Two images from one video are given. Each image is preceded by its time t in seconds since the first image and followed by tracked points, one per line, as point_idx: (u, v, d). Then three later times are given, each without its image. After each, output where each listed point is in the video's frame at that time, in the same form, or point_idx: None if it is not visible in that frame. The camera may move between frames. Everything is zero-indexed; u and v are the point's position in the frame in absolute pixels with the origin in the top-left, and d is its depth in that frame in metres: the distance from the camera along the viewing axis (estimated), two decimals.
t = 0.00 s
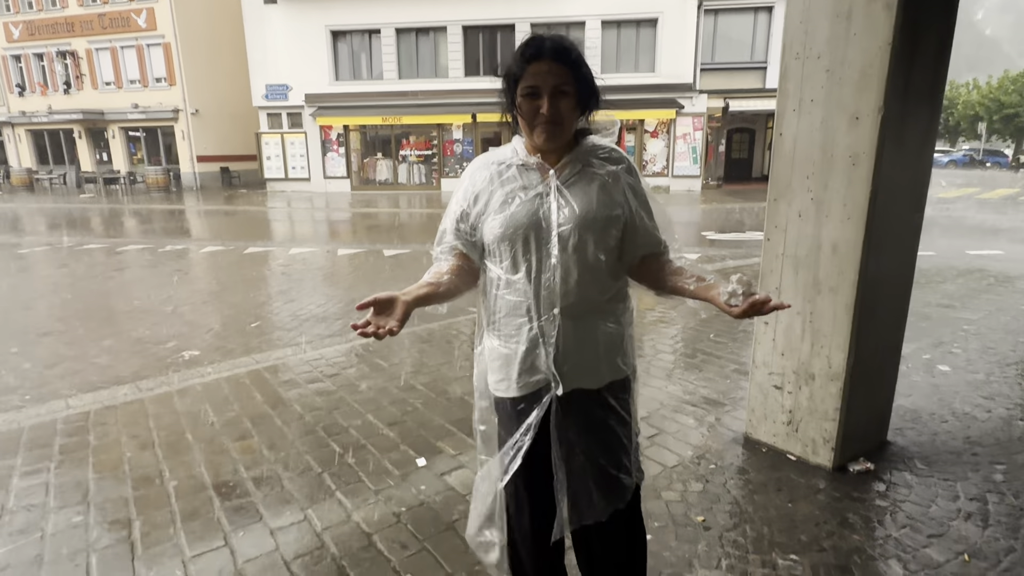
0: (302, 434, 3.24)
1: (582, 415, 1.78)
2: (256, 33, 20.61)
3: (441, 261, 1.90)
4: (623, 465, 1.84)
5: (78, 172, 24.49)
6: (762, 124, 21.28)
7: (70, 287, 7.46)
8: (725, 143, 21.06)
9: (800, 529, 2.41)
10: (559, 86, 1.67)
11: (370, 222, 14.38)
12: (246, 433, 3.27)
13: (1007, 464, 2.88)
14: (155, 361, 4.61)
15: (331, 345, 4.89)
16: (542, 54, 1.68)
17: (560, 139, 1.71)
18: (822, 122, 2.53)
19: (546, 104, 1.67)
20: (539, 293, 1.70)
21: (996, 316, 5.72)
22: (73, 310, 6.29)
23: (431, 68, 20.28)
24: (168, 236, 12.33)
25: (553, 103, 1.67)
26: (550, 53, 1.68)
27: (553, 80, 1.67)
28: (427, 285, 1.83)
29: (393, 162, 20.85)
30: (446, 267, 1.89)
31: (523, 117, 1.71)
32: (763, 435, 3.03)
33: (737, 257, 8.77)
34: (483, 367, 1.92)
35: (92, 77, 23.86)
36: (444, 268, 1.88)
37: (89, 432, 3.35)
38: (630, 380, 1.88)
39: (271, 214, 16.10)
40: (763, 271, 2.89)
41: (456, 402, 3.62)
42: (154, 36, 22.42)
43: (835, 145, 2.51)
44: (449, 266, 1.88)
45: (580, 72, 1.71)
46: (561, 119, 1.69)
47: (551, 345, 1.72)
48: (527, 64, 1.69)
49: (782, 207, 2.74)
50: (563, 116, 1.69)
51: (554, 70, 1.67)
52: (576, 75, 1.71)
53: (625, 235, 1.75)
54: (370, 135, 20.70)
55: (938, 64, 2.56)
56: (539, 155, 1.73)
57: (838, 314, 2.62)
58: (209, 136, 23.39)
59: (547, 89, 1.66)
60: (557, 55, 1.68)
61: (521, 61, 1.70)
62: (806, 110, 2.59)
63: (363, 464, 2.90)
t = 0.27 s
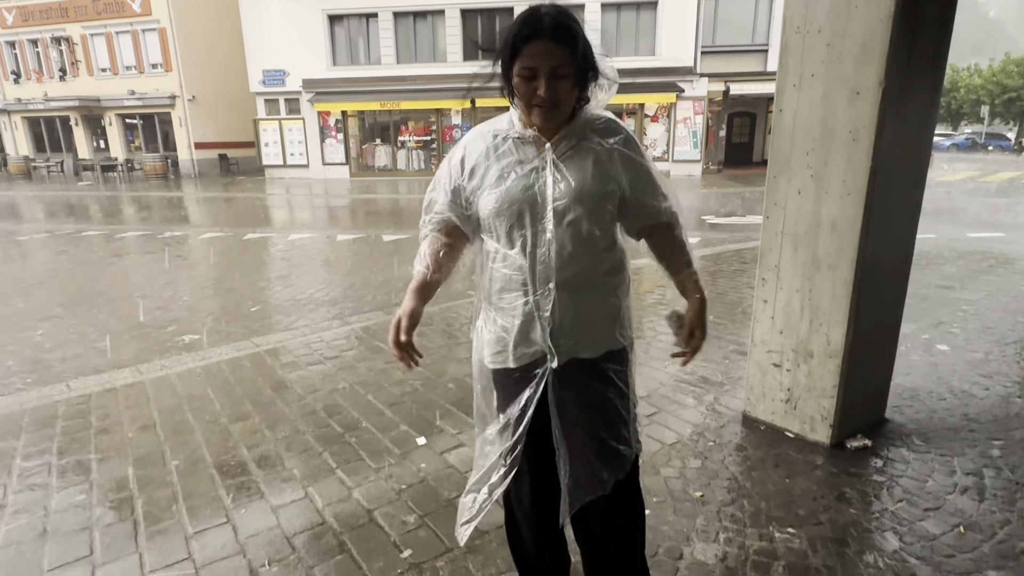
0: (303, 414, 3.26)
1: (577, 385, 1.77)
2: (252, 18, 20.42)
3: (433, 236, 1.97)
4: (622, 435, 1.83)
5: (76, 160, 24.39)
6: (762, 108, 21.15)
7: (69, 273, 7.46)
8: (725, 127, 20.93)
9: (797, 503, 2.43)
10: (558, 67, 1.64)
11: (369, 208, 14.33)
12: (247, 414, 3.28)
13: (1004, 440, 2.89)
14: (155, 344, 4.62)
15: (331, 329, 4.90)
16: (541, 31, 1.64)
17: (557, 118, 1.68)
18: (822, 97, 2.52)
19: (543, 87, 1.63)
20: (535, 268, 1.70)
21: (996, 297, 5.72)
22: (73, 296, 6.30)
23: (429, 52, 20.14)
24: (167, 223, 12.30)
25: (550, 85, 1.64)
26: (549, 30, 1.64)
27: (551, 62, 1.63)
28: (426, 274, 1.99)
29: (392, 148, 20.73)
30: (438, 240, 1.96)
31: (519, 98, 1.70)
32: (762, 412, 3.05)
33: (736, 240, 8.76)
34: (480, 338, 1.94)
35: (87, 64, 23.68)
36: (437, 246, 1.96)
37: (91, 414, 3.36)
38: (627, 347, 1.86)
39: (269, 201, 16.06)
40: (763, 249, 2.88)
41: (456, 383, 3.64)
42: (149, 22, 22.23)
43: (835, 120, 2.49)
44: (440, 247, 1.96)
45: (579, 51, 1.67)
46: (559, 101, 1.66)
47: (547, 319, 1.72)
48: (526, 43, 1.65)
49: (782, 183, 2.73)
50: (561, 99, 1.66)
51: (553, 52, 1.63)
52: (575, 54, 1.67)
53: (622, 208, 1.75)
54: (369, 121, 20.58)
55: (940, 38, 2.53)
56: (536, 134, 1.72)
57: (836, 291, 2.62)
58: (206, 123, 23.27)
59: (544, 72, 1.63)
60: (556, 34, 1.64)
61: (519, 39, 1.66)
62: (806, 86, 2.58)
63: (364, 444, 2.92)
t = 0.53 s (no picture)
0: (302, 406, 3.26)
1: (575, 371, 1.77)
2: (249, 14, 20.35)
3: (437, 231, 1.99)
4: (625, 418, 1.83)
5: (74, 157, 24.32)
6: (761, 102, 21.11)
7: (67, 270, 7.45)
8: (724, 121, 20.90)
9: (796, 491, 2.43)
10: (558, 68, 1.61)
11: (368, 204, 14.31)
12: (246, 407, 3.28)
13: (1003, 428, 2.90)
14: (154, 339, 4.62)
15: (330, 323, 4.90)
16: (540, 31, 1.61)
17: (557, 117, 1.67)
18: (821, 85, 2.51)
19: (542, 90, 1.61)
20: (535, 262, 1.71)
21: (994, 287, 5.72)
22: (71, 292, 6.29)
23: (427, 48, 20.08)
24: (165, 220, 12.28)
25: (551, 86, 1.62)
26: (547, 30, 1.61)
27: (551, 65, 1.61)
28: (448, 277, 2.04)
29: (391, 144, 20.70)
30: (443, 234, 1.98)
31: (517, 94, 1.67)
32: (761, 402, 3.05)
33: (736, 233, 8.75)
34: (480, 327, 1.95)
35: (84, 61, 23.60)
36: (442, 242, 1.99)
37: (89, 408, 3.36)
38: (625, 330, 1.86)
39: (268, 197, 16.03)
40: (761, 239, 2.88)
41: (454, 375, 3.64)
42: (146, 18, 22.16)
43: (833, 109, 2.48)
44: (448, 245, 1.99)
45: (579, 49, 1.64)
46: (559, 101, 1.64)
47: (547, 311, 1.73)
48: (524, 43, 1.62)
49: (780, 172, 2.73)
50: (561, 100, 1.64)
51: (552, 53, 1.61)
52: (574, 53, 1.64)
53: (622, 200, 1.75)
54: (367, 117, 20.53)
55: (939, 26, 2.52)
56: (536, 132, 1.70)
57: (835, 280, 2.62)
58: (204, 119, 23.22)
59: (544, 74, 1.61)
60: (555, 34, 1.60)
61: (517, 40, 1.62)
62: (805, 74, 2.57)
63: (363, 435, 2.92)
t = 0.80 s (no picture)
0: (300, 413, 3.26)
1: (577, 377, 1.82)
2: (247, 21, 20.41)
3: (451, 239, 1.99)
4: (617, 418, 1.90)
5: (71, 165, 24.32)
6: (758, 107, 21.19)
7: (65, 277, 7.44)
8: (721, 127, 20.96)
9: (795, 495, 2.43)
10: (559, 75, 1.64)
11: (366, 210, 14.32)
12: (244, 414, 3.28)
13: (1000, 432, 2.90)
14: (151, 346, 4.61)
15: (329, 329, 4.90)
16: (541, 37, 1.64)
17: (559, 122, 1.70)
18: (816, 90, 2.52)
19: (543, 96, 1.65)
20: (540, 264, 1.74)
21: (991, 291, 5.75)
22: (69, 299, 6.27)
23: (424, 54, 20.13)
24: (164, 226, 12.28)
25: (551, 92, 1.65)
26: (549, 36, 1.64)
27: (553, 70, 1.64)
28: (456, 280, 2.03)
29: (388, 151, 20.75)
30: (456, 242, 1.98)
31: (520, 102, 1.70)
32: (759, 406, 3.05)
33: (733, 238, 8.77)
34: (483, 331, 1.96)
35: (82, 68, 23.64)
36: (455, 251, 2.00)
37: (87, 415, 3.35)
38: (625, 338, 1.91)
39: (266, 203, 16.03)
40: (758, 243, 2.89)
41: (452, 381, 3.64)
42: (144, 25, 22.23)
43: (829, 114, 2.50)
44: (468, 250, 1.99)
45: (580, 55, 1.67)
46: (561, 106, 1.67)
47: (551, 314, 1.75)
48: (527, 52, 1.65)
49: (776, 177, 2.74)
50: (562, 105, 1.67)
51: (553, 59, 1.64)
52: (576, 57, 1.67)
53: (626, 202, 1.77)
54: (365, 124, 20.59)
55: (932, 31, 2.53)
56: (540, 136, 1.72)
57: (832, 284, 2.63)
58: (203, 126, 23.26)
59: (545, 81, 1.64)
60: (556, 40, 1.63)
61: (518, 48, 1.65)
62: (800, 80, 2.58)
63: (361, 441, 2.92)
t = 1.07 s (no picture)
0: (299, 435, 3.25)
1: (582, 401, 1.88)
2: (248, 41, 20.63)
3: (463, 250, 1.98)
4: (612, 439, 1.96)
5: (71, 182, 24.40)
6: (753, 124, 21.39)
7: (63, 296, 7.43)
8: (717, 143, 21.12)
9: (796, 518, 2.42)
10: (573, 89, 1.70)
11: (364, 227, 14.37)
12: (243, 436, 3.26)
13: (1000, 452, 2.90)
14: (150, 367, 4.60)
15: (328, 349, 4.90)
16: (555, 56, 1.70)
17: (574, 139, 1.75)
18: (810, 114, 2.56)
19: (558, 110, 1.70)
20: (558, 279, 1.78)
21: (988, 308, 5.77)
22: (67, 319, 6.26)
23: (423, 72, 20.29)
24: (163, 244, 12.30)
25: (566, 107, 1.70)
26: (563, 55, 1.70)
27: (568, 85, 1.70)
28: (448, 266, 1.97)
29: (387, 168, 20.91)
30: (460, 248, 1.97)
31: (537, 120, 1.75)
32: (759, 427, 3.04)
33: (730, 255, 8.80)
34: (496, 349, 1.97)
35: (83, 87, 23.82)
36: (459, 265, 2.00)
37: (85, 438, 3.34)
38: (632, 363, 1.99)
39: (265, 221, 16.07)
40: (755, 265, 2.91)
41: (452, 402, 3.63)
42: (146, 45, 22.44)
43: (823, 138, 2.53)
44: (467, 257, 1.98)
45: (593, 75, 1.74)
46: (575, 122, 1.72)
47: (569, 331, 1.79)
48: (544, 72, 1.71)
49: (773, 200, 2.76)
50: (578, 123, 1.73)
51: (569, 72, 1.70)
52: (590, 77, 1.73)
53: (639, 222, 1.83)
54: (363, 141, 20.73)
55: (923, 55, 2.58)
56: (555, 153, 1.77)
57: (829, 306, 2.64)
58: (202, 144, 23.40)
59: (561, 96, 1.69)
60: (570, 57, 1.70)
61: (535, 64, 1.72)
62: (794, 104, 2.62)
63: (361, 463, 2.91)
